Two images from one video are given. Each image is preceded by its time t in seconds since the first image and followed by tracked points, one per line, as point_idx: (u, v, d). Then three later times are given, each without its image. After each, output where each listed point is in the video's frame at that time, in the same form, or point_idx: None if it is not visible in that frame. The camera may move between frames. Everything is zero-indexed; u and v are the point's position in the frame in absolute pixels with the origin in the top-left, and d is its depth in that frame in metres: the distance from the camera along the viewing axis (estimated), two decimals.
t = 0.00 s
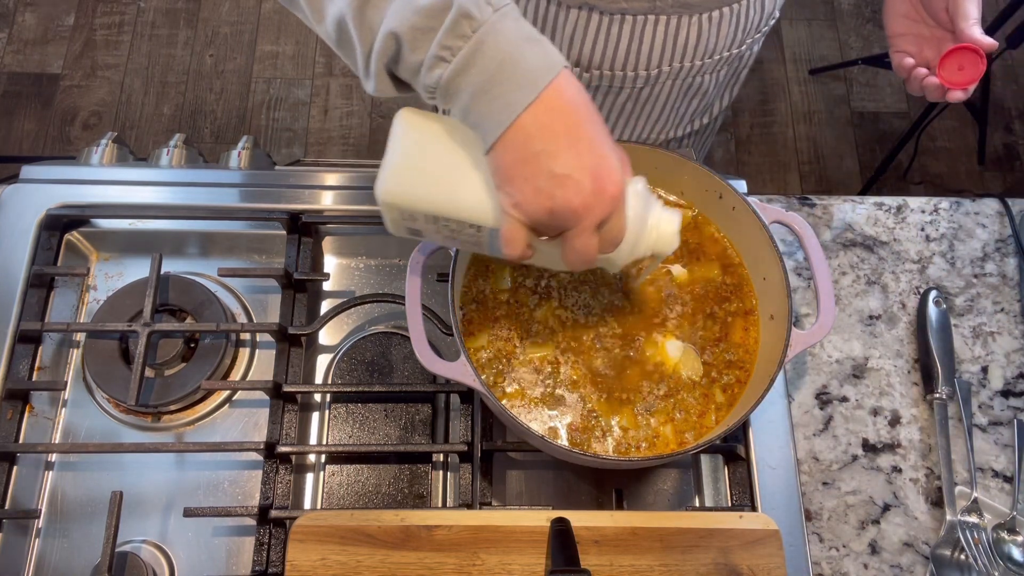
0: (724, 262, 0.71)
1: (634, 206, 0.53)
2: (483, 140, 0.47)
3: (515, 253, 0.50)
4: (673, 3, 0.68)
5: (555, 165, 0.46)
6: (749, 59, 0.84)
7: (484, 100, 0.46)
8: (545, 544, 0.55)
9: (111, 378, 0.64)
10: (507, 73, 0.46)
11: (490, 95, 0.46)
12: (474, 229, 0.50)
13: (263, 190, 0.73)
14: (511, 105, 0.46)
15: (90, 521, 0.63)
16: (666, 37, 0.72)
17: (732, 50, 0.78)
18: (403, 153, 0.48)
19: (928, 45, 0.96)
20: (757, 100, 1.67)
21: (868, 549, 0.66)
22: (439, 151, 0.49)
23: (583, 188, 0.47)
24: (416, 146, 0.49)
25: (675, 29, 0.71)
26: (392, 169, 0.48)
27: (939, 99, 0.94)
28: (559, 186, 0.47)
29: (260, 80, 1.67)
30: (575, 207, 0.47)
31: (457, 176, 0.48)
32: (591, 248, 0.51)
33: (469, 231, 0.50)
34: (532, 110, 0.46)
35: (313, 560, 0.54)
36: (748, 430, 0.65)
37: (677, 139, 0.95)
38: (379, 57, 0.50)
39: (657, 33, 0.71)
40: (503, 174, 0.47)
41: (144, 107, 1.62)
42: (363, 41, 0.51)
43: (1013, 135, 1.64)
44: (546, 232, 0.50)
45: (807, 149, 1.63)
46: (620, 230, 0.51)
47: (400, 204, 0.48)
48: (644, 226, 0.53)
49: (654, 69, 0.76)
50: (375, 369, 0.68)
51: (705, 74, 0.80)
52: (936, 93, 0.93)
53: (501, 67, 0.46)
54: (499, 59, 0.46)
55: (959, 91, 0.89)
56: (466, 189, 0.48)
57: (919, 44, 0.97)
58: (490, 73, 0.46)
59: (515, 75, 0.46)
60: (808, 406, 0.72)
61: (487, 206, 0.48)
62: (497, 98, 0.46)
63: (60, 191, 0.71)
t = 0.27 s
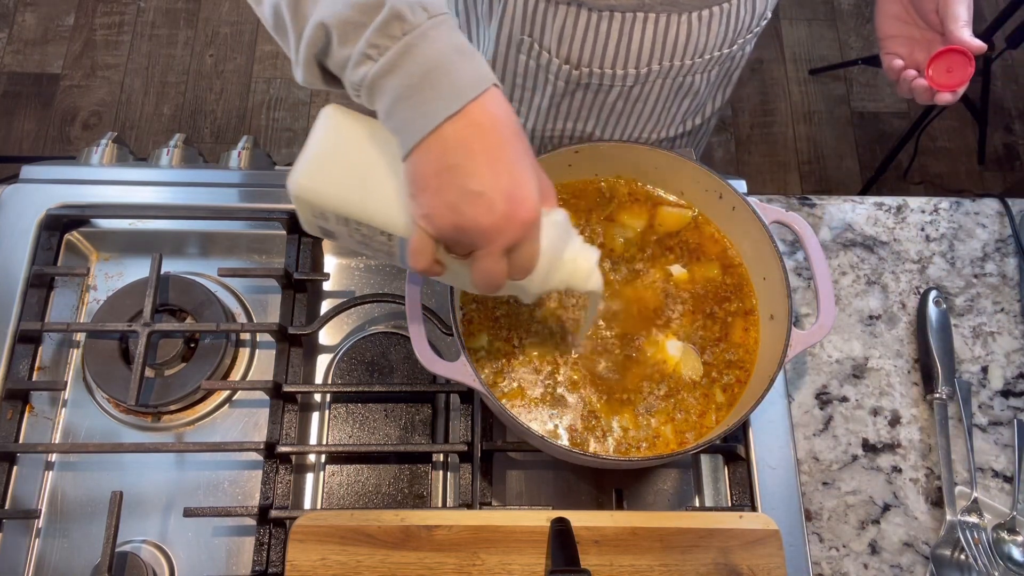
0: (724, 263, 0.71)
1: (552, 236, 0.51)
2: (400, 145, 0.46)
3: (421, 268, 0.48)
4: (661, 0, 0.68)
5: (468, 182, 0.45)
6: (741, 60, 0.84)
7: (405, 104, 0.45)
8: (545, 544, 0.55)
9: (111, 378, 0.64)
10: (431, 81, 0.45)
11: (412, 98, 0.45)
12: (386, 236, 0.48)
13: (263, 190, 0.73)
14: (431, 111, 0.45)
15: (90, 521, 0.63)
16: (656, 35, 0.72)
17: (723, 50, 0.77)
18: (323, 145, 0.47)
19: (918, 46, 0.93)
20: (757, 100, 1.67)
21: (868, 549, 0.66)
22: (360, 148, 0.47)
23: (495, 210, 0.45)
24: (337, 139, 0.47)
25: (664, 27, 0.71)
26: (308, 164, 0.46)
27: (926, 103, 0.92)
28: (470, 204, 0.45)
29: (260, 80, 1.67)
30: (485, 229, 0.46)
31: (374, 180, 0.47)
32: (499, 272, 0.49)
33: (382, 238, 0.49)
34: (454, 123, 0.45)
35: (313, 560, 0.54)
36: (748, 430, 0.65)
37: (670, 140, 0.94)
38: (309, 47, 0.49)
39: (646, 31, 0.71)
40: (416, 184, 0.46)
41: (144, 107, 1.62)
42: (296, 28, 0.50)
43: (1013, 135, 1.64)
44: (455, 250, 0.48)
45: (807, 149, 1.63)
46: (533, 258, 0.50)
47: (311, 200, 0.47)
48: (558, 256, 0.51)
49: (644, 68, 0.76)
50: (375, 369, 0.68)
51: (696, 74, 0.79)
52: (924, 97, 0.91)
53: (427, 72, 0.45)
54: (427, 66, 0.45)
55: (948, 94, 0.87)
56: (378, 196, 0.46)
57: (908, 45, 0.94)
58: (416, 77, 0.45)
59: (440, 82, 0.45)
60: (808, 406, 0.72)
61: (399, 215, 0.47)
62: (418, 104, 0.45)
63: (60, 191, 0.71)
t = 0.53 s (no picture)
0: (724, 263, 0.71)
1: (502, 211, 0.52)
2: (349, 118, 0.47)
3: (370, 237, 0.49)
4: None
5: (418, 154, 0.45)
6: (737, 60, 0.84)
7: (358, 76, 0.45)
8: (545, 544, 0.55)
9: (111, 378, 0.64)
10: (382, 53, 0.45)
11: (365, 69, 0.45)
12: (333, 206, 0.51)
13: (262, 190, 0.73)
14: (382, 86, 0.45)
15: (90, 521, 0.63)
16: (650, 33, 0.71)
17: (718, 50, 0.77)
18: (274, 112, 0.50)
19: (914, 47, 0.93)
20: (757, 100, 1.67)
21: (868, 549, 0.66)
22: (309, 119, 0.50)
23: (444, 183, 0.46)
24: (287, 108, 0.50)
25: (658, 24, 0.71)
26: (254, 129, 0.49)
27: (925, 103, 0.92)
28: (419, 175, 0.45)
29: (260, 80, 1.67)
30: (433, 202, 0.46)
31: (322, 152, 0.49)
32: (448, 245, 0.50)
33: (329, 208, 0.51)
34: (405, 95, 0.45)
35: (313, 560, 0.54)
36: (748, 430, 0.65)
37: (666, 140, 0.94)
38: (261, 11, 0.49)
39: (640, 29, 0.71)
40: (368, 154, 0.46)
41: (144, 107, 1.62)
42: None
43: (1013, 135, 1.64)
44: (405, 221, 0.49)
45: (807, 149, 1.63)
46: (483, 232, 0.50)
47: (261, 165, 0.50)
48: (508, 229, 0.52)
49: (638, 67, 0.76)
50: (375, 369, 0.68)
51: (691, 73, 0.79)
52: (921, 97, 0.91)
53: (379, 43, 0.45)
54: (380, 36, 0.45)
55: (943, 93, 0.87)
56: (323, 167, 0.49)
57: (905, 46, 0.95)
58: (369, 49, 0.45)
59: (392, 54, 0.45)
60: (808, 406, 0.72)
61: (343, 187, 0.49)
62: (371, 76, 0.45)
63: (60, 191, 0.71)
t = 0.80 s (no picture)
0: (724, 262, 0.71)
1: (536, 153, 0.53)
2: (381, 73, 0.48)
3: (413, 195, 0.50)
4: None
5: (455, 107, 0.47)
6: (735, 59, 0.84)
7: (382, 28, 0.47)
8: (545, 544, 0.55)
9: (111, 378, 0.64)
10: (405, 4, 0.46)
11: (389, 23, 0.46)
12: (371, 167, 0.50)
13: (262, 190, 0.73)
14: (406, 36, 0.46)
15: (90, 521, 0.63)
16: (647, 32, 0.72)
17: (716, 48, 0.77)
18: (298, 78, 0.48)
19: (912, 46, 0.94)
20: (757, 100, 1.67)
21: (868, 549, 0.66)
22: (338, 80, 0.49)
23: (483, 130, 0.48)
24: (314, 73, 0.48)
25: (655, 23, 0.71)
26: (285, 98, 0.48)
27: (922, 102, 0.92)
28: (456, 126, 0.47)
29: (260, 80, 1.67)
30: (474, 150, 0.48)
31: (355, 113, 0.49)
32: (489, 193, 0.51)
33: (366, 169, 0.51)
34: (433, 49, 0.46)
35: (313, 560, 0.54)
36: (748, 430, 0.65)
37: (666, 141, 0.94)
38: None
39: (638, 27, 0.71)
40: (402, 112, 0.47)
41: (144, 108, 1.62)
42: None
43: (1013, 135, 1.64)
44: (444, 174, 0.51)
45: (807, 149, 1.63)
46: (521, 176, 0.52)
47: (292, 134, 0.48)
48: (543, 174, 0.54)
49: (637, 66, 0.76)
50: (375, 369, 0.68)
51: (689, 73, 0.79)
52: (919, 97, 0.91)
53: None
54: None
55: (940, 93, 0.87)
56: (359, 126, 0.49)
57: (903, 45, 0.95)
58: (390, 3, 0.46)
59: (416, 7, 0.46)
60: (808, 406, 0.72)
61: (382, 145, 0.49)
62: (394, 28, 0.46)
63: (60, 191, 0.71)
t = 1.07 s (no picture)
0: (725, 262, 0.71)
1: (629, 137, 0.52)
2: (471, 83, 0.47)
3: (516, 200, 0.50)
4: None
5: (547, 104, 0.47)
6: (735, 57, 0.84)
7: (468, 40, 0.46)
8: (545, 544, 0.55)
9: (111, 378, 0.64)
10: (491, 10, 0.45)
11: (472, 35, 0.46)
12: (469, 179, 0.50)
13: (262, 190, 0.73)
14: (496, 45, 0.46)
15: (91, 521, 0.63)
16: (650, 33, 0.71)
17: (719, 46, 0.77)
18: (387, 104, 0.48)
19: (918, 41, 0.96)
20: (757, 100, 1.68)
21: (868, 549, 0.66)
22: (432, 98, 0.48)
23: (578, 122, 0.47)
24: (401, 95, 0.48)
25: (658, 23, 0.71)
26: (380, 120, 0.47)
27: (931, 95, 0.94)
28: (554, 122, 0.47)
29: (260, 80, 1.67)
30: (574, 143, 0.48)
31: (447, 126, 0.48)
32: (592, 188, 0.50)
33: (464, 182, 0.50)
34: (520, 50, 0.46)
35: (313, 560, 0.54)
36: (748, 430, 0.65)
37: (665, 136, 0.95)
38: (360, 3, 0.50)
39: (642, 27, 0.71)
40: (497, 118, 0.47)
41: (144, 107, 1.62)
42: None
43: (1013, 135, 1.64)
44: (543, 175, 0.50)
45: (807, 149, 1.63)
46: (619, 164, 0.51)
47: (391, 160, 0.48)
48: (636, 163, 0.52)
49: (640, 64, 0.76)
50: (375, 369, 0.68)
51: (692, 70, 0.79)
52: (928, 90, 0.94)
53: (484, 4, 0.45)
54: None
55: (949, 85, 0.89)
56: (456, 138, 0.48)
57: (909, 40, 0.98)
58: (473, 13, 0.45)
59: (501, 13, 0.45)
60: (808, 406, 0.72)
61: (481, 156, 0.48)
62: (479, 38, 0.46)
63: (60, 191, 0.71)
